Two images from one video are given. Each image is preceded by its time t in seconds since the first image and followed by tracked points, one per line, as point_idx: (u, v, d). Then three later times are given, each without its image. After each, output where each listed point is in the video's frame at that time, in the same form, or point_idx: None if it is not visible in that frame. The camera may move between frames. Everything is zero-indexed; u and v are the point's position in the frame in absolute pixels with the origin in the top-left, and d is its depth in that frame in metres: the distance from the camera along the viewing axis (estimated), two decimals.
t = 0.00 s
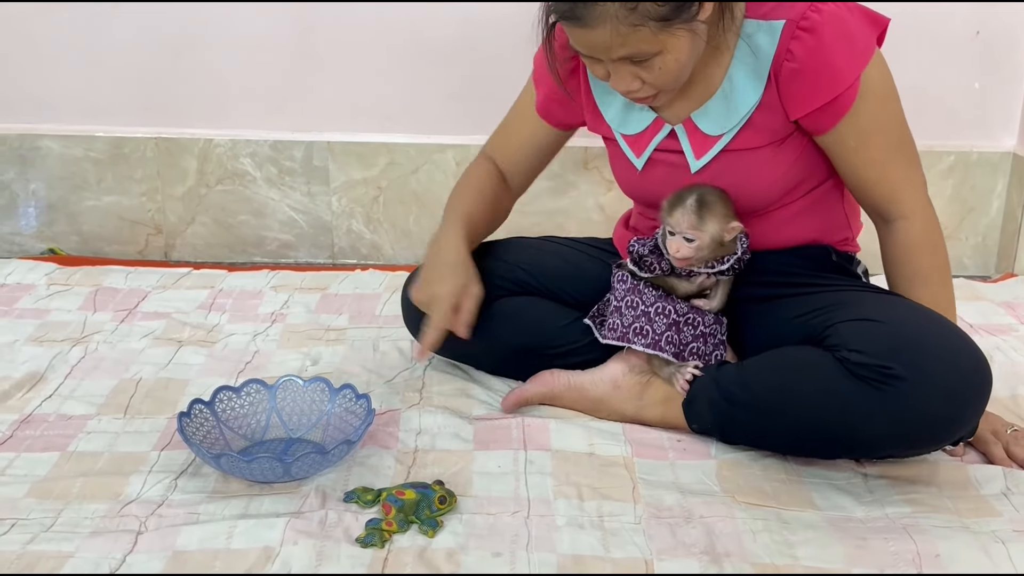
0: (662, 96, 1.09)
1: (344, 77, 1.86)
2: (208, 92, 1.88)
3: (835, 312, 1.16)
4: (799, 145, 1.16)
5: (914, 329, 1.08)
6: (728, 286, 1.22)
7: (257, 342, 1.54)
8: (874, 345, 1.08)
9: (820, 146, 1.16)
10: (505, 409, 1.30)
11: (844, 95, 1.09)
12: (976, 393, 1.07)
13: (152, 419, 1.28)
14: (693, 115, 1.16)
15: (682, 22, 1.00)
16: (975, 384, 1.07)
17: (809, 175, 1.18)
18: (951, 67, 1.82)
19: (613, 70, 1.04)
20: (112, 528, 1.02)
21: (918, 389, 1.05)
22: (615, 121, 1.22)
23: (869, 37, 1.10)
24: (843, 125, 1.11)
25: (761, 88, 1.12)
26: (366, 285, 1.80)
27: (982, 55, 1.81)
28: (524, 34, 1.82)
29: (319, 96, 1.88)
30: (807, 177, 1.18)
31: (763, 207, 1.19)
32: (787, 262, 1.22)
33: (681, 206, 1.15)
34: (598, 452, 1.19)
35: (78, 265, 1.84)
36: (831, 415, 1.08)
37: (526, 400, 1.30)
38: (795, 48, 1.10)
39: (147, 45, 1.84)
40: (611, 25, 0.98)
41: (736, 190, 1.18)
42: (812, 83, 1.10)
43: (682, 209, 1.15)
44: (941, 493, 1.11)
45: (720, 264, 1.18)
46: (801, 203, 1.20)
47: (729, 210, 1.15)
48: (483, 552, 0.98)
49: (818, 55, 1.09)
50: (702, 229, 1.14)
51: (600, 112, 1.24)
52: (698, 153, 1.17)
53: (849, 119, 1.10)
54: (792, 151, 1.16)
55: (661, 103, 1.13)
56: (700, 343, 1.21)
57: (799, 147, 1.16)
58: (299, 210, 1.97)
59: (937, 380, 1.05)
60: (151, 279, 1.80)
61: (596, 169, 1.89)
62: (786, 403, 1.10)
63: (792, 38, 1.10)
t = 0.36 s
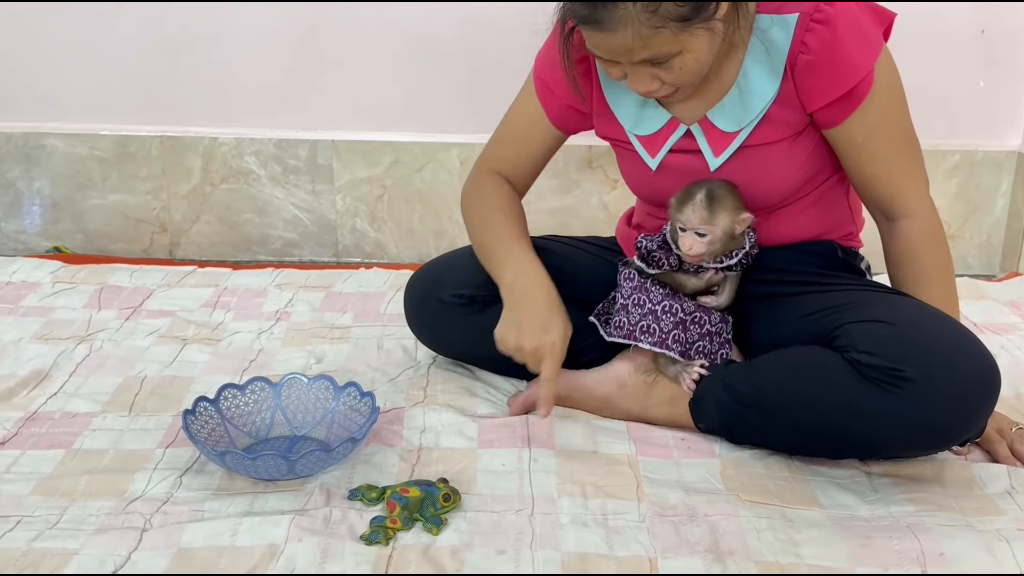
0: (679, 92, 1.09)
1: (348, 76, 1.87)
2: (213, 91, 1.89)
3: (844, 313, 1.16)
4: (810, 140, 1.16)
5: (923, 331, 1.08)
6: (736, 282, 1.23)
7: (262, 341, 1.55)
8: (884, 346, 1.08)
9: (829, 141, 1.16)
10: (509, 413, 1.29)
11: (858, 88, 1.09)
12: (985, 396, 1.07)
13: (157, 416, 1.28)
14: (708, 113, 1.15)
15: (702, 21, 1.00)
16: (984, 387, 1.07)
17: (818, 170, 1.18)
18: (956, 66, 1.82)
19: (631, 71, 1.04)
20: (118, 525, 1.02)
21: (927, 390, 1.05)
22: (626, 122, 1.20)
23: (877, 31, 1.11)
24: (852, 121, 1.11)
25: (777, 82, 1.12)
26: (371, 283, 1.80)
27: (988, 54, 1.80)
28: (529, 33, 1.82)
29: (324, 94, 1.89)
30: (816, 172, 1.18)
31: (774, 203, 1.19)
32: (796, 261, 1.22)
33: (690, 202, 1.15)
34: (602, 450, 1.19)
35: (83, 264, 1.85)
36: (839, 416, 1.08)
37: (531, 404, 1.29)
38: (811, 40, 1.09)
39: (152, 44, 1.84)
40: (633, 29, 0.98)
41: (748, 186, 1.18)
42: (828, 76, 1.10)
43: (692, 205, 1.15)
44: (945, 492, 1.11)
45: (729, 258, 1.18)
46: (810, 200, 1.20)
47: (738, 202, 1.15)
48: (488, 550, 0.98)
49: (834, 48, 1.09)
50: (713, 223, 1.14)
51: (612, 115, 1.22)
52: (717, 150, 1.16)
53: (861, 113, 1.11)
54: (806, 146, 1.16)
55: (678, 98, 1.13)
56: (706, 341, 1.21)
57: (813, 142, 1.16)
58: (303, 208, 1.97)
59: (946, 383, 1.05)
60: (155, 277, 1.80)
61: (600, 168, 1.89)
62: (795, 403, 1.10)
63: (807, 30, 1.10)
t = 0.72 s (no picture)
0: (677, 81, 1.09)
1: (353, 74, 1.87)
2: (218, 89, 1.89)
3: (845, 308, 1.16)
4: (798, 134, 1.17)
5: (924, 324, 1.08)
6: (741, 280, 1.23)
7: (266, 339, 1.55)
8: (884, 339, 1.07)
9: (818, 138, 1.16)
10: (514, 412, 1.30)
11: (841, 83, 1.09)
12: (986, 389, 1.06)
13: (161, 414, 1.28)
14: (695, 106, 1.16)
15: (681, 8, 0.99)
16: (985, 379, 1.06)
17: (810, 165, 1.19)
18: (962, 65, 1.81)
19: (624, 69, 1.04)
20: (122, 523, 1.02)
21: (928, 382, 1.05)
22: (618, 119, 1.23)
23: (869, 26, 1.10)
24: (837, 115, 1.11)
25: (761, 76, 1.12)
26: (375, 281, 1.80)
27: (993, 53, 1.80)
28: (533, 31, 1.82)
29: (328, 92, 1.89)
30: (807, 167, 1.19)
31: (763, 198, 1.20)
32: (798, 257, 1.22)
33: (692, 205, 1.14)
34: (605, 449, 1.19)
35: (88, 261, 1.85)
36: (841, 410, 1.08)
37: (535, 403, 1.29)
38: (795, 35, 1.10)
39: (157, 43, 1.84)
40: (612, 25, 0.97)
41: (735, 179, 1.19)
42: (812, 70, 1.10)
43: (694, 208, 1.14)
44: (950, 491, 1.11)
45: (734, 257, 1.18)
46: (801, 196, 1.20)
47: (741, 204, 1.14)
48: (492, 548, 0.98)
49: (818, 43, 1.09)
50: (715, 226, 1.14)
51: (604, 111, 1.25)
52: (702, 144, 1.17)
53: (846, 108, 1.10)
54: (793, 141, 1.16)
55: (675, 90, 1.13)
56: (711, 339, 1.21)
57: (801, 136, 1.17)
58: (308, 206, 1.97)
59: (947, 375, 1.05)
60: (160, 275, 1.81)
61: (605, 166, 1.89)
62: (797, 398, 1.09)
63: (792, 25, 1.10)
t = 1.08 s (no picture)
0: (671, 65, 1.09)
1: (356, 72, 1.87)
2: (221, 86, 1.89)
3: (847, 303, 1.15)
4: (795, 122, 1.17)
5: (926, 319, 1.08)
6: (744, 278, 1.23)
7: (268, 336, 1.55)
8: (886, 333, 1.07)
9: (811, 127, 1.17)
10: (516, 410, 1.30)
11: (836, 66, 1.10)
12: (988, 383, 1.06)
13: (163, 410, 1.29)
14: (693, 94, 1.17)
15: None
16: (987, 373, 1.06)
17: (807, 154, 1.20)
18: (966, 64, 1.81)
19: (616, 52, 1.04)
20: (123, 519, 1.03)
21: (929, 377, 1.05)
22: (617, 109, 1.23)
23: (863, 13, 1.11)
24: (831, 101, 1.12)
25: (758, 61, 1.13)
26: (378, 279, 1.81)
27: (998, 52, 1.80)
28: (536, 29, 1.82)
29: (332, 90, 1.89)
30: (805, 156, 1.20)
31: (760, 185, 1.20)
32: (798, 253, 1.22)
33: (694, 202, 1.14)
34: (606, 447, 1.19)
35: (92, 258, 1.85)
36: (843, 406, 1.07)
37: (536, 400, 1.29)
38: (791, 20, 1.10)
39: (160, 40, 1.85)
40: (595, 9, 0.98)
41: (733, 165, 1.19)
42: (807, 55, 1.10)
43: (696, 204, 1.14)
44: (951, 491, 1.11)
45: (735, 255, 1.18)
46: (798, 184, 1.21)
47: (742, 200, 1.14)
48: (491, 546, 0.98)
49: (814, 27, 1.09)
50: (718, 222, 1.14)
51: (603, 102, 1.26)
52: (700, 129, 1.18)
53: (840, 94, 1.11)
54: (790, 126, 1.17)
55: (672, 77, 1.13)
56: (713, 338, 1.21)
57: (797, 124, 1.17)
58: (311, 204, 1.98)
59: (949, 369, 1.05)
60: (163, 271, 1.81)
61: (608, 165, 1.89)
62: (799, 394, 1.09)
63: (788, 11, 1.11)
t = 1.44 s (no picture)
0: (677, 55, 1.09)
1: (356, 69, 1.86)
2: (222, 83, 1.89)
3: (846, 300, 1.15)
4: (801, 117, 1.17)
5: (925, 316, 1.07)
6: (745, 277, 1.22)
7: (266, 333, 1.55)
8: (884, 330, 1.07)
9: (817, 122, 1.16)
10: (513, 408, 1.29)
11: (844, 60, 1.10)
12: (987, 380, 1.06)
13: (159, 407, 1.29)
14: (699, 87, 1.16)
15: None
16: (986, 370, 1.05)
17: (813, 151, 1.19)
18: (969, 63, 1.80)
19: (623, 41, 1.04)
20: (116, 515, 1.03)
21: (928, 374, 1.04)
22: (624, 104, 1.23)
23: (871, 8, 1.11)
24: (837, 94, 1.11)
25: (767, 53, 1.12)
26: (377, 276, 1.80)
27: (1001, 50, 1.79)
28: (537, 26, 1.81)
29: (332, 87, 1.89)
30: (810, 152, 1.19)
31: (766, 180, 1.20)
32: (800, 249, 1.21)
33: (697, 193, 1.14)
34: (602, 446, 1.19)
35: (91, 254, 1.85)
36: (841, 403, 1.07)
37: (533, 398, 1.29)
38: (800, 12, 1.10)
39: (160, 37, 1.84)
40: None
41: (739, 159, 1.18)
42: (815, 48, 1.10)
43: (699, 197, 1.14)
44: (949, 492, 1.10)
45: (737, 252, 1.17)
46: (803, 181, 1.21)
47: (745, 194, 1.14)
48: (485, 545, 0.98)
49: (823, 20, 1.09)
50: (720, 214, 1.13)
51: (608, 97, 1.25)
52: (707, 122, 1.17)
53: (847, 88, 1.11)
54: (796, 121, 1.17)
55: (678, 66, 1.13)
56: (711, 337, 1.20)
57: (804, 119, 1.17)
58: (311, 201, 1.97)
59: (948, 366, 1.04)
60: (163, 268, 1.81)
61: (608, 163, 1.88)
62: (797, 391, 1.08)
63: (797, 4, 1.11)
